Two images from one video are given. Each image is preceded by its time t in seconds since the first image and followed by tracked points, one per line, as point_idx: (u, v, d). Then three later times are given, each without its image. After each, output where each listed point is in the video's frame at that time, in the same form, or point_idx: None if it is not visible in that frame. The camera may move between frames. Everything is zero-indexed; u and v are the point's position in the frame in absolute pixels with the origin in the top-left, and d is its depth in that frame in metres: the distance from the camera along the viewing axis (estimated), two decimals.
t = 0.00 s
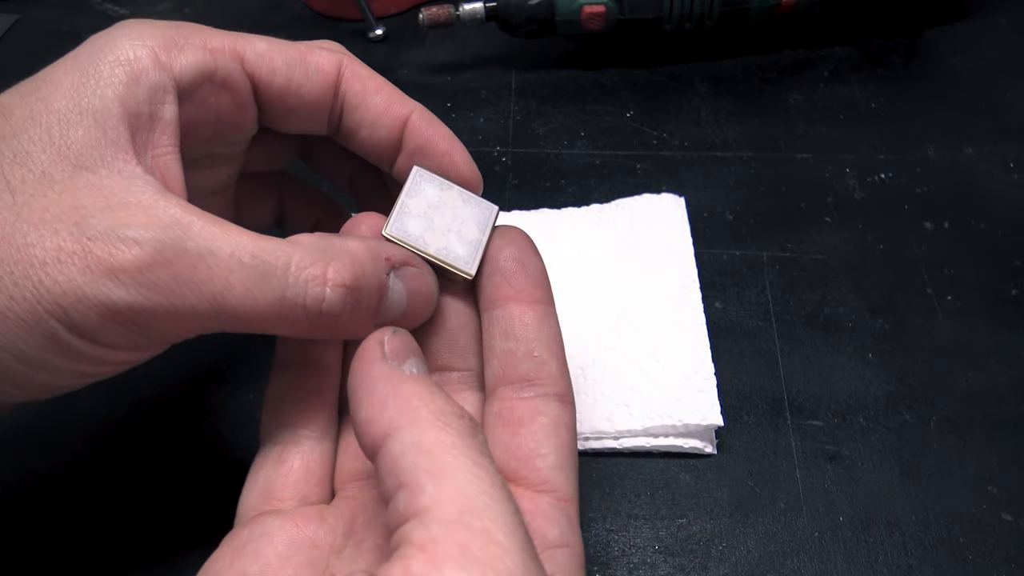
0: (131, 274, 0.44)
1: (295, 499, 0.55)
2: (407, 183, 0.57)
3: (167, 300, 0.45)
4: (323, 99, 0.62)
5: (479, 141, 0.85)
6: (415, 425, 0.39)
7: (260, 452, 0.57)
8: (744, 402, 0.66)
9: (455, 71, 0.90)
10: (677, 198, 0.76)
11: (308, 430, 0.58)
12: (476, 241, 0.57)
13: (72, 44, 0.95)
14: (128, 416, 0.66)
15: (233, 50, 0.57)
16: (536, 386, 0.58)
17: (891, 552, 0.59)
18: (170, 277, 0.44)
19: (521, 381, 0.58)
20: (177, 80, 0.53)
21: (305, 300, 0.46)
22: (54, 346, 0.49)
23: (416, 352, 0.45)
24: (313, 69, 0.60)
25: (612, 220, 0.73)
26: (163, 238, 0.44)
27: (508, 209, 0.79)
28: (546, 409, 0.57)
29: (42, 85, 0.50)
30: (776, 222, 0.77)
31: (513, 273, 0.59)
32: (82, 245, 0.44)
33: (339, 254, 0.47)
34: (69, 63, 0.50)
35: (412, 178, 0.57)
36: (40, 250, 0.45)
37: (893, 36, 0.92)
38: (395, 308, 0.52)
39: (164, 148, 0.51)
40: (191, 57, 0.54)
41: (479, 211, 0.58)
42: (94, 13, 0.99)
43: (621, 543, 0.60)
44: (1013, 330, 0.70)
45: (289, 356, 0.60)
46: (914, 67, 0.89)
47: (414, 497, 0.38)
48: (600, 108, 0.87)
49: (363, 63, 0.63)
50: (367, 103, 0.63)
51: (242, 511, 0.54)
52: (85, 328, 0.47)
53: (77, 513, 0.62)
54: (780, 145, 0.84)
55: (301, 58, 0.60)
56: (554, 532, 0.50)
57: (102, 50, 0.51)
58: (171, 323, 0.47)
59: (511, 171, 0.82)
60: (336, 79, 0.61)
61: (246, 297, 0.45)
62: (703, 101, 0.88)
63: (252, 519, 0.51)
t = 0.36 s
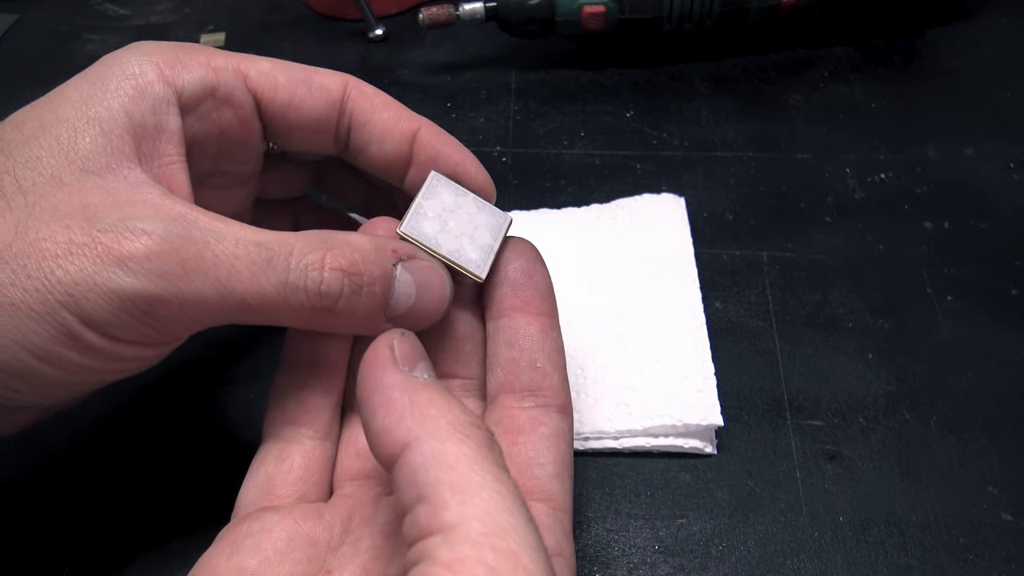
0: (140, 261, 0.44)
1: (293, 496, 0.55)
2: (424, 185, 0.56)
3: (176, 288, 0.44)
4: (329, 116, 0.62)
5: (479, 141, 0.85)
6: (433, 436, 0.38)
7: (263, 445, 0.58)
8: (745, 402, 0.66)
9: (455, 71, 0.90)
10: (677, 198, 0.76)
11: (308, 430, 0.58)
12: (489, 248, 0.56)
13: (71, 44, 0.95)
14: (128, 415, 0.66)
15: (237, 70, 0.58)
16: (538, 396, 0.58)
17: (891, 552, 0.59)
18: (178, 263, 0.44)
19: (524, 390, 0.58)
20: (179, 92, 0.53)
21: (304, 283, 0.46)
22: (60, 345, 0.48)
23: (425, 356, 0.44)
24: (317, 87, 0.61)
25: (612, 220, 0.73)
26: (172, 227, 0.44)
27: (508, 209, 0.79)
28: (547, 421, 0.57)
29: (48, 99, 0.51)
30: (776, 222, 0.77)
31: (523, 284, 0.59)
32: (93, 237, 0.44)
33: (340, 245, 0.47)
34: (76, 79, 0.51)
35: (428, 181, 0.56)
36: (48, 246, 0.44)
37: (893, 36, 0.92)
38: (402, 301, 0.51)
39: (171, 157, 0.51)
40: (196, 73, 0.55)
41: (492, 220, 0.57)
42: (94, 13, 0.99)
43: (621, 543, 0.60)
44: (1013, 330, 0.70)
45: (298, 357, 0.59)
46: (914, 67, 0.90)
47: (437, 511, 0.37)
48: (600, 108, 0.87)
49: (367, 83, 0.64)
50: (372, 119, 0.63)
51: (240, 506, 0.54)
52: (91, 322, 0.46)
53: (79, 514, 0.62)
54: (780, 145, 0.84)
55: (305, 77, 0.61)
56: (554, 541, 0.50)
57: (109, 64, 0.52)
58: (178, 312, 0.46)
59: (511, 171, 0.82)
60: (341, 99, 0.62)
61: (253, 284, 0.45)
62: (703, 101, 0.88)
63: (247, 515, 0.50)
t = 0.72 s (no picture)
0: (132, 239, 0.43)
1: (274, 490, 0.54)
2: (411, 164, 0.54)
3: (168, 267, 0.44)
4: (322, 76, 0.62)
5: (479, 141, 0.85)
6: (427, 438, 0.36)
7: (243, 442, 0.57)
8: (745, 402, 0.66)
9: (455, 71, 0.90)
10: (677, 198, 0.76)
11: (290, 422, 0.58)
12: (485, 223, 0.56)
13: (71, 44, 0.95)
14: (128, 414, 0.66)
15: (233, 46, 0.58)
16: (532, 379, 0.57)
17: (891, 552, 0.59)
18: (172, 242, 0.43)
19: (518, 373, 0.57)
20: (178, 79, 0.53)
21: (306, 263, 0.45)
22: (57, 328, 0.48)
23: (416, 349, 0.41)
24: (314, 53, 0.61)
25: (612, 220, 0.73)
26: (167, 206, 0.44)
27: (507, 210, 0.79)
28: (539, 405, 0.56)
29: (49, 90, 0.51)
30: (776, 222, 0.77)
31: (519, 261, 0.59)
32: (86, 216, 0.44)
33: (343, 226, 0.46)
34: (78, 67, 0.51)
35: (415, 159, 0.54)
36: (44, 226, 0.45)
37: (893, 36, 0.92)
38: (409, 285, 0.49)
39: (171, 143, 0.51)
40: (194, 58, 0.55)
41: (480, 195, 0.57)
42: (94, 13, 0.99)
43: (621, 544, 0.60)
44: (1013, 330, 0.70)
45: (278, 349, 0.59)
46: (914, 67, 0.90)
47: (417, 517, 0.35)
48: (600, 108, 0.87)
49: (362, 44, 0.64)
50: (364, 80, 0.62)
51: (221, 500, 0.54)
52: (84, 304, 0.46)
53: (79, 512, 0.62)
54: (780, 145, 0.84)
55: (301, 44, 0.61)
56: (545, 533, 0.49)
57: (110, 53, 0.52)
58: (174, 295, 0.46)
59: (511, 171, 0.82)
60: (336, 61, 0.62)
61: (250, 265, 0.44)
62: (703, 101, 0.88)
63: (230, 509, 0.51)
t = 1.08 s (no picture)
0: (99, 214, 0.44)
1: (250, 468, 0.54)
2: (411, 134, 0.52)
3: (137, 240, 0.44)
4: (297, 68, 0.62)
5: (479, 141, 0.85)
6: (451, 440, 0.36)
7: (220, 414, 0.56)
8: (745, 402, 0.66)
9: (455, 71, 0.90)
10: (677, 198, 0.76)
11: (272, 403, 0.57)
12: (478, 205, 0.54)
13: (71, 44, 0.95)
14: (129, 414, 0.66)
15: (209, 41, 0.59)
16: (521, 370, 0.57)
17: (891, 552, 0.59)
18: (139, 215, 0.44)
19: (507, 363, 0.57)
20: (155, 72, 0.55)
21: (278, 234, 0.44)
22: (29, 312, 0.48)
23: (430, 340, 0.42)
24: (292, 45, 0.62)
25: (613, 220, 0.73)
26: (137, 183, 0.45)
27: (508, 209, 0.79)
28: (529, 396, 0.56)
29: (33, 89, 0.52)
30: (776, 222, 0.77)
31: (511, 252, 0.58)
32: (53, 195, 0.45)
33: (318, 197, 0.45)
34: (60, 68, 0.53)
35: (416, 130, 0.52)
36: (14, 208, 0.45)
37: (893, 36, 0.92)
38: (391, 258, 0.47)
39: (149, 133, 0.53)
40: (171, 53, 0.56)
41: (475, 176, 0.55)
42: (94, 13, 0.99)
43: (621, 544, 0.60)
44: (1013, 330, 0.70)
45: (256, 321, 0.59)
46: (914, 67, 0.90)
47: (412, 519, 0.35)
48: (600, 108, 0.87)
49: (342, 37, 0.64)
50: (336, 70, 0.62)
51: (194, 476, 0.53)
52: (57, 284, 0.46)
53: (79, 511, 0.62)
54: (780, 145, 0.84)
55: (279, 37, 0.62)
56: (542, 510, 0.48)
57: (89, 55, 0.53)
58: (144, 271, 0.45)
59: (511, 171, 0.82)
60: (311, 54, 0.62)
61: (220, 236, 0.44)
62: (703, 101, 0.88)
63: (210, 487, 0.50)
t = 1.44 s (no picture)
0: (62, 152, 0.45)
1: (236, 554, 0.55)
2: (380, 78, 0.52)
3: (101, 179, 0.44)
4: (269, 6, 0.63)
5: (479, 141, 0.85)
6: (406, 513, 0.37)
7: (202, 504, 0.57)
8: (745, 402, 0.66)
9: (455, 71, 0.90)
10: (677, 198, 0.76)
11: (249, 482, 0.58)
12: (443, 154, 0.54)
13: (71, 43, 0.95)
14: (127, 412, 0.66)
15: None
16: (511, 438, 0.59)
17: (891, 552, 0.59)
18: (103, 154, 0.44)
19: (495, 434, 0.59)
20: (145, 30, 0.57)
21: (255, 163, 0.43)
22: None
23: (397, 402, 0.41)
24: None
25: (613, 220, 0.73)
26: (103, 120, 0.45)
27: (508, 210, 0.79)
28: (516, 460, 0.58)
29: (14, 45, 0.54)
30: (776, 222, 0.77)
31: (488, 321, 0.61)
32: (17, 139, 0.46)
33: (297, 129, 0.45)
34: (46, 20, 0.55)
35: (386, 76, 0.52)
36: None
37: (893, 36, 0.92)
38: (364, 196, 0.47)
39: (126, 78, 0.54)
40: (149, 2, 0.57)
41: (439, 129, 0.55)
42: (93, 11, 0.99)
43: (621, 544, 0.60)
44: (1013, 330, 0.70)
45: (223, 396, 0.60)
46: (914, 67, 0.90)
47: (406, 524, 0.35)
48: (600, 108, 0.87)
49: None
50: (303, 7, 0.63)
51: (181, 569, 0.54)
52: (25, 231, 0.47)
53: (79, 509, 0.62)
54: (780, 145, 0.84)
55: None
56: None
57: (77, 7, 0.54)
58: (109, 210, 0.46)
59: (511, 171, 0.82)
60: None
61: (189, 169, 0.43)
62: (704, 101, 0.88)
63: None
